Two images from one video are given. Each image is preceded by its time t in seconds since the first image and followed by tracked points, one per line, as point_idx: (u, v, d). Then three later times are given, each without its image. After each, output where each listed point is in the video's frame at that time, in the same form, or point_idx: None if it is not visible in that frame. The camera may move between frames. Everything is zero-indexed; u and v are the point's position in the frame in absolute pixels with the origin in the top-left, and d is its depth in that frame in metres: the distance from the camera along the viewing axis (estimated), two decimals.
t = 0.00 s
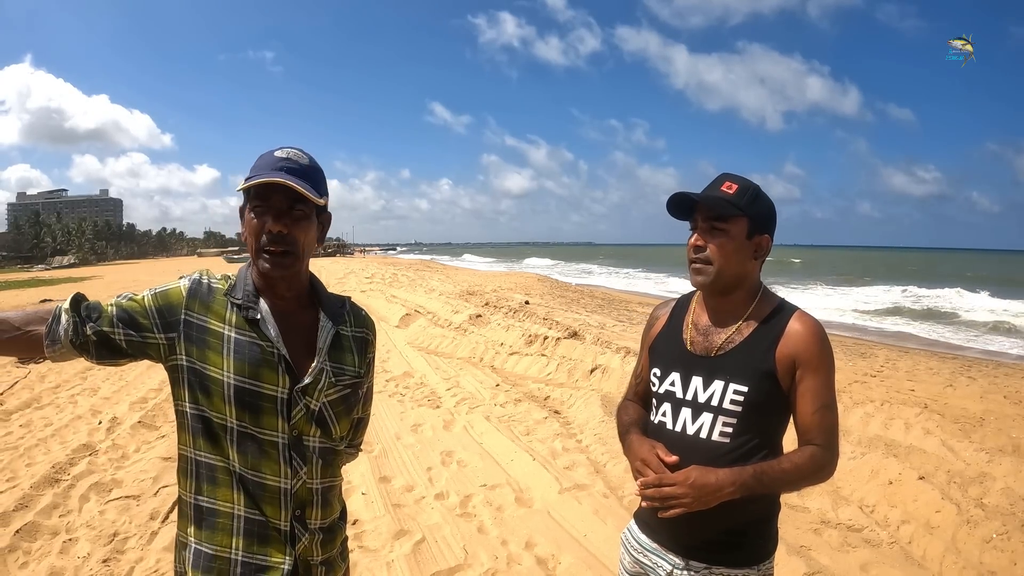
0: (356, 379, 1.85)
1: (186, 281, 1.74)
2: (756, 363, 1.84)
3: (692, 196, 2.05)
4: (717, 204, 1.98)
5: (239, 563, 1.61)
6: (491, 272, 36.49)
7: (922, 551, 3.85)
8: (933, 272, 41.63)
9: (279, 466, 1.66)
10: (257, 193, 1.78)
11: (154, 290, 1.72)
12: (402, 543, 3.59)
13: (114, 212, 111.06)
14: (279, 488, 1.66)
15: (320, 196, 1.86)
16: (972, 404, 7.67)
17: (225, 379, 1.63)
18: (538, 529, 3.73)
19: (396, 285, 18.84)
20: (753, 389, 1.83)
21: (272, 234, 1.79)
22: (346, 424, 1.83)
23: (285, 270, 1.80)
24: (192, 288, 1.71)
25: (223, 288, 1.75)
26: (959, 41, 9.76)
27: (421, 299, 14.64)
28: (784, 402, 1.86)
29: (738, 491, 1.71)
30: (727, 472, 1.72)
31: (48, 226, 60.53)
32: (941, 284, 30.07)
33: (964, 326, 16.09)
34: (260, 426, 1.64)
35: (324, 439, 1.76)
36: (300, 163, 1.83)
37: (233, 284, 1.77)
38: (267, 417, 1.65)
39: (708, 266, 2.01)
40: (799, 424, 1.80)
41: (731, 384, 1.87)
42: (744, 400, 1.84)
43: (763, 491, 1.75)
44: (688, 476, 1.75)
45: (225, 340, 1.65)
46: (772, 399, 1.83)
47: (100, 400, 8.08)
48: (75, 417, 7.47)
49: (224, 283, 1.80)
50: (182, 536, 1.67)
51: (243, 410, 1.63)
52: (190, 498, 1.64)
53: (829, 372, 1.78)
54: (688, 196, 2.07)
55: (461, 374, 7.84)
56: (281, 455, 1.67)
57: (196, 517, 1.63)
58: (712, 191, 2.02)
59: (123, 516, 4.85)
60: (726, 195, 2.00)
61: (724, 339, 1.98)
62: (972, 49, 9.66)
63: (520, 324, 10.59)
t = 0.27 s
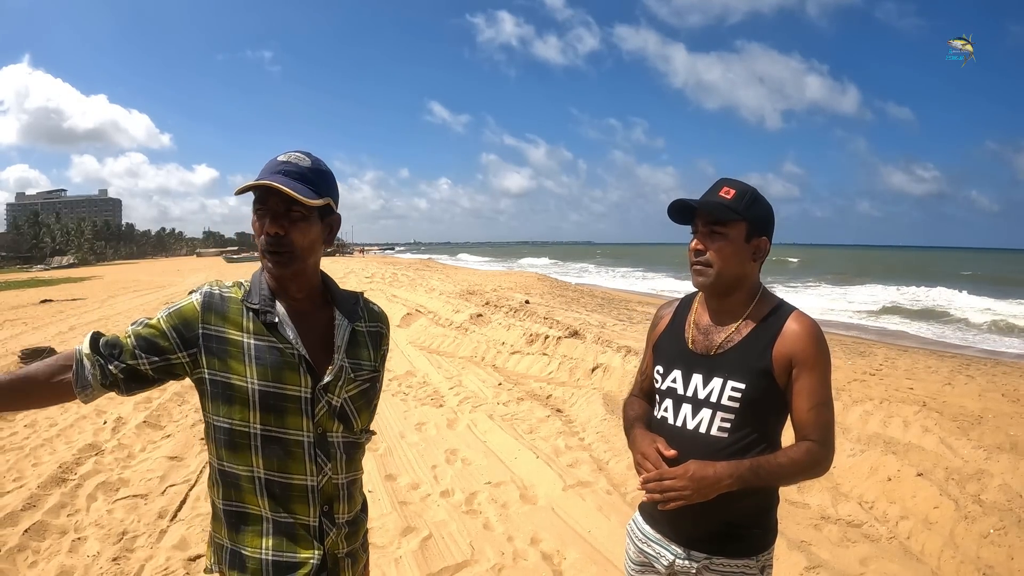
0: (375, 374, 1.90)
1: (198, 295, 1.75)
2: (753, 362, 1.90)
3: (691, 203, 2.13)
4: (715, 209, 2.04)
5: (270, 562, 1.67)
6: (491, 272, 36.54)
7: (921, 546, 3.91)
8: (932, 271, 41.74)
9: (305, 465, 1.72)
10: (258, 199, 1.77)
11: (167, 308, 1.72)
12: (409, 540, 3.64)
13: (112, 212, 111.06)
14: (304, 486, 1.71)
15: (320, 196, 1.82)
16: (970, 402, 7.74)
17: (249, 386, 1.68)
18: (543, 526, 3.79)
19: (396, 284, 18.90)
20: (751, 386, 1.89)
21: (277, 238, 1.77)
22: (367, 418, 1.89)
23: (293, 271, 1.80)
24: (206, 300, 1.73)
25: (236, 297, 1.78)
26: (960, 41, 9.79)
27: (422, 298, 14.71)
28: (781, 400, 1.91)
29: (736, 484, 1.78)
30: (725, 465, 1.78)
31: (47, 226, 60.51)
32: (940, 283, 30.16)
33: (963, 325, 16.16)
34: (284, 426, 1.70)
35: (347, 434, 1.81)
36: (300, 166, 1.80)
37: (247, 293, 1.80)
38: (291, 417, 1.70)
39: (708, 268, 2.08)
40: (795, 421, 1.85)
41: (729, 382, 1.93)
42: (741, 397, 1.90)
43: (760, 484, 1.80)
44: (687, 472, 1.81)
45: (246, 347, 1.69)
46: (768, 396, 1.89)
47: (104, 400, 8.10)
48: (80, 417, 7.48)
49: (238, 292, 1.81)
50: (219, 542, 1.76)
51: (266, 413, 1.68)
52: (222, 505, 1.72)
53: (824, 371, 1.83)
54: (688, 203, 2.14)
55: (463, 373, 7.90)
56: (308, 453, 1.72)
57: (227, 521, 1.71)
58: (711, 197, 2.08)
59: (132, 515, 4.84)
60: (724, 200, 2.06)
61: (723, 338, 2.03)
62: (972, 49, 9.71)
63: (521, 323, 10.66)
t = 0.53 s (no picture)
0: (401, 366, 1.98)
1: (225, 320, 1.65)
2: (756, 359, 1.97)
3: (696, 207, 2.21)
4: (718, 213, 2.13)
5: (316, 555, 1.68)
6: (491, 271, 36.65)
7: (921, 540, 4.00)
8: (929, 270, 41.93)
9: (346, 458, 1.75)
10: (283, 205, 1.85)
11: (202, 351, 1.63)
12: (421, 536, 3.72)
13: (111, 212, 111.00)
14: (349, 480, 1.74)
15: (344, 200, 1.88)
16: (968, 399, 7.84)
17: (292, 394, 1.68)
18: (551, 521, 3.88)
19: (397, 284, 18.99)
20: (754, 381, 1.97)
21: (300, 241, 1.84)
22: (396, 408, 1.98)
23: (316, 271, 1.85)
24: (235, 321, 1.66)
25: (264, 311, 1.70)
26: (960, 41, 9.87)
27: (423, 298, 14.80)
28: (784, 395, 1.98)
29: (739, 474, 1.86)
30: (728, 457, 1.86)
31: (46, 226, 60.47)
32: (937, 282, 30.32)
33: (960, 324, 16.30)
34: (327, 425, 1.72)
35: (382, 425, 1.87)
36: (324, 172, 1.86)
37: (271, 298, 1.75)
38: (333, 416, 1.73)
39: (712, 269, 2.16)
40: (797, 416, 1.91)
41: (733, 377, 2.01)
42: (745, 392, 1.98)
43: (764, 475, 1.88)
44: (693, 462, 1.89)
45: (284, 359, 1.67)
46: (770, 392, 1.96)
47: (110, 400, 8.13)
48: (87, 417, 7.49)
49: (258, 299, 1.74)
50: (263, 542, 1.76)
51: (311, 416, 1.69)
52: (267, 506, 1.73)
53: (825, 367, 1.88)
54: (693, 207, 2.22)
55: (468, 372, 7.99)
56: (351, 448, 1.75)
57: (273, 522, 1.72)
58: (715, 202, 2.18)
59: (145, 514, 4.83)
60: (729, 205, 2.14)
61: (728, 336, 2.12)
62: (972, 49, 9.78)
63: (524, 322, 10.75)
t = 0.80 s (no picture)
0: (422, 345, 2.10)
1: (277, 320, 1.66)
2: (760, 347, 2.06)
3: (701, 206, 2.30)
4: (723, 211, 2.22)
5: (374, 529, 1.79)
6: (489, 270, 36.70)
7: (918, 529, 4.11)
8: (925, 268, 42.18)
9: (391, 435, 1.86)
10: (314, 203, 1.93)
11: (265, 354, 1.62)
12: (432, 527, 3.81)
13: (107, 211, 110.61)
14: (397, 455, 1.86)
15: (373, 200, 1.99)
16: (963, 395, 7.97)
17: (341, 380, 1.75)
18: (559, 512, 3.97)
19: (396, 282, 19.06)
20: (757, 368, 2.06)
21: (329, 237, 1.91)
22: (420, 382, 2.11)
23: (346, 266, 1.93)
24: (285, 319, 1.68)
25: (305, 305, 1.76)
26: (958, 41, 9.96)
27: (423, 296, 14.87)
28: (785, 382, 2.07)
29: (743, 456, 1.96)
30: (732, 440, 1.96)
31: (41, 225, 60.22)
32: (933, 281, 30.52)
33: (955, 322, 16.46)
34: (374, 406, 1.81)
35: (413, 402, 2.00)
36: (358, 172, 1.95)
37: (308, 291, 1.80)
38: (378, 396, 1.82)
39: (717, 263, 2.26)
40: (798, 401, 2.00)
41: (738, 364, 2.10)
42: (749, 378, 2.08)
43: (766, 457, 1.98)
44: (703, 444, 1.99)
45: (332, 347, 1.74)
46: (772, 378, 2.05)
47: (115, 398, 8.15)
48: (92, 414, 7.49)
49: (295, 292, 1.79)
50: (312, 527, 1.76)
51: (358, 399, 1.77)
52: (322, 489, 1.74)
53: (825, 354, 1.97)
54: (698, 206, 2.32)
55: (470, 369, 8.07)
56: (393, 426, 1.86)
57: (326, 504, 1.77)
58: (719, 201, 2.27)
59: (156, 509, 4.83)
60: (732, 203, 2.24)
61: (733, 326, 2.21)
62: (969, 49, 9.87)
63: (524, 320, 10.83)
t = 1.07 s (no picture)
0: (441, 338, 2.19)
1: (311, 314, 1.75)
2: (760, 343, 2.15)
3: (707, 209, 2.39)
4: (727, 214, 2.30)
5: (409, 517, 1.86)
6: (488, 268, 36.75)
7: (915, 523, 4.20)
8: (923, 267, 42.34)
9: (419, 423, 1.95)
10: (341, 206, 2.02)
11: (294, 347, 1.70)
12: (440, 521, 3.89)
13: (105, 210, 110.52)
14: (424, 442, 1.95)
15: (396, 203, 2.07)
16: (960, 393, 8.06)
17: (373, 370, 1.82)
18: (564, 506, 4.05)
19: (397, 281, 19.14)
20: (759, 363, 2.14)
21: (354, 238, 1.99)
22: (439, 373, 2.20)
23: (370, 264, 2.00)
24: (319, 313, 1.76)
25: (336, 300, 1.84)
26: (957, 42, 10.03)
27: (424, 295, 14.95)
28: (786, 377, 2.15)
29: (745, 445, 2.04)
30: (734, 430, 2.04)
31: (40, 223, 60.16)
32: (931, 280, 30.62)
33: (952, 321, 16.57)
34: (404, 395, 1.89)
35: (433, 392, 2.09)
36: (378, 177, 2.04)
37: (337, 287, 1.89)
38: (406, 386, 1.91)
39: (721, 264, 2.34)
40: (798, 395, 2.08)
41: (740, 360, 2.18)
42: (751, 373, 2.16)
43: (767, 448, 2.06)
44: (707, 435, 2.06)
45: (364, 339, 1.82)
46: (773, 373, 2.13)
47: (120, 396, 8.21)
48: (98, 412, 7.54)
49: (324, 288, 1.88)
50: (347, 517, 1.83)
51: (390, 388, 1.86)
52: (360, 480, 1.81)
53: (824, 350, 2.05)
54: (704, 210, 2.40)
55: (473, 367, 8.16)
56: (419, 413, 1.95)
57: (364, 494, 1.82)
58: (724, 205, 2.36)
59: (166, 505, 4.90)
60: (736, 207, 2.32)
61: (737, 323, 2.29)
62: (968, 49, 9.94)
63: (525, 319, 10.91)
